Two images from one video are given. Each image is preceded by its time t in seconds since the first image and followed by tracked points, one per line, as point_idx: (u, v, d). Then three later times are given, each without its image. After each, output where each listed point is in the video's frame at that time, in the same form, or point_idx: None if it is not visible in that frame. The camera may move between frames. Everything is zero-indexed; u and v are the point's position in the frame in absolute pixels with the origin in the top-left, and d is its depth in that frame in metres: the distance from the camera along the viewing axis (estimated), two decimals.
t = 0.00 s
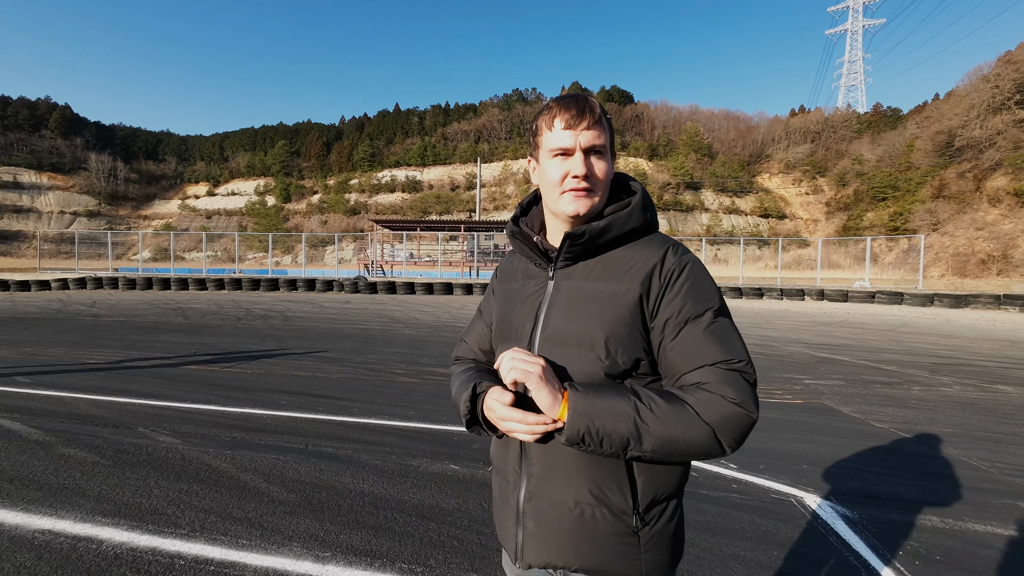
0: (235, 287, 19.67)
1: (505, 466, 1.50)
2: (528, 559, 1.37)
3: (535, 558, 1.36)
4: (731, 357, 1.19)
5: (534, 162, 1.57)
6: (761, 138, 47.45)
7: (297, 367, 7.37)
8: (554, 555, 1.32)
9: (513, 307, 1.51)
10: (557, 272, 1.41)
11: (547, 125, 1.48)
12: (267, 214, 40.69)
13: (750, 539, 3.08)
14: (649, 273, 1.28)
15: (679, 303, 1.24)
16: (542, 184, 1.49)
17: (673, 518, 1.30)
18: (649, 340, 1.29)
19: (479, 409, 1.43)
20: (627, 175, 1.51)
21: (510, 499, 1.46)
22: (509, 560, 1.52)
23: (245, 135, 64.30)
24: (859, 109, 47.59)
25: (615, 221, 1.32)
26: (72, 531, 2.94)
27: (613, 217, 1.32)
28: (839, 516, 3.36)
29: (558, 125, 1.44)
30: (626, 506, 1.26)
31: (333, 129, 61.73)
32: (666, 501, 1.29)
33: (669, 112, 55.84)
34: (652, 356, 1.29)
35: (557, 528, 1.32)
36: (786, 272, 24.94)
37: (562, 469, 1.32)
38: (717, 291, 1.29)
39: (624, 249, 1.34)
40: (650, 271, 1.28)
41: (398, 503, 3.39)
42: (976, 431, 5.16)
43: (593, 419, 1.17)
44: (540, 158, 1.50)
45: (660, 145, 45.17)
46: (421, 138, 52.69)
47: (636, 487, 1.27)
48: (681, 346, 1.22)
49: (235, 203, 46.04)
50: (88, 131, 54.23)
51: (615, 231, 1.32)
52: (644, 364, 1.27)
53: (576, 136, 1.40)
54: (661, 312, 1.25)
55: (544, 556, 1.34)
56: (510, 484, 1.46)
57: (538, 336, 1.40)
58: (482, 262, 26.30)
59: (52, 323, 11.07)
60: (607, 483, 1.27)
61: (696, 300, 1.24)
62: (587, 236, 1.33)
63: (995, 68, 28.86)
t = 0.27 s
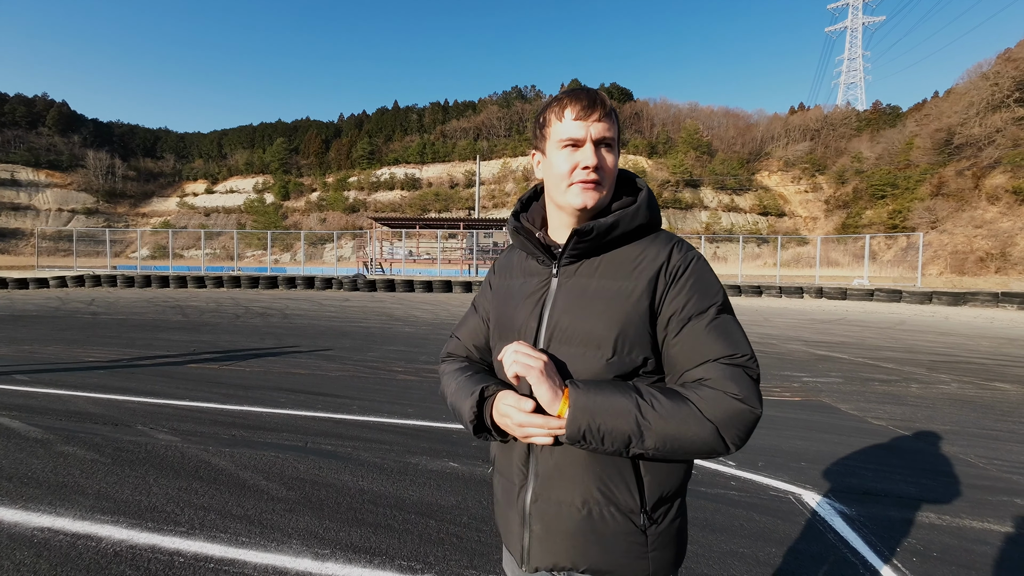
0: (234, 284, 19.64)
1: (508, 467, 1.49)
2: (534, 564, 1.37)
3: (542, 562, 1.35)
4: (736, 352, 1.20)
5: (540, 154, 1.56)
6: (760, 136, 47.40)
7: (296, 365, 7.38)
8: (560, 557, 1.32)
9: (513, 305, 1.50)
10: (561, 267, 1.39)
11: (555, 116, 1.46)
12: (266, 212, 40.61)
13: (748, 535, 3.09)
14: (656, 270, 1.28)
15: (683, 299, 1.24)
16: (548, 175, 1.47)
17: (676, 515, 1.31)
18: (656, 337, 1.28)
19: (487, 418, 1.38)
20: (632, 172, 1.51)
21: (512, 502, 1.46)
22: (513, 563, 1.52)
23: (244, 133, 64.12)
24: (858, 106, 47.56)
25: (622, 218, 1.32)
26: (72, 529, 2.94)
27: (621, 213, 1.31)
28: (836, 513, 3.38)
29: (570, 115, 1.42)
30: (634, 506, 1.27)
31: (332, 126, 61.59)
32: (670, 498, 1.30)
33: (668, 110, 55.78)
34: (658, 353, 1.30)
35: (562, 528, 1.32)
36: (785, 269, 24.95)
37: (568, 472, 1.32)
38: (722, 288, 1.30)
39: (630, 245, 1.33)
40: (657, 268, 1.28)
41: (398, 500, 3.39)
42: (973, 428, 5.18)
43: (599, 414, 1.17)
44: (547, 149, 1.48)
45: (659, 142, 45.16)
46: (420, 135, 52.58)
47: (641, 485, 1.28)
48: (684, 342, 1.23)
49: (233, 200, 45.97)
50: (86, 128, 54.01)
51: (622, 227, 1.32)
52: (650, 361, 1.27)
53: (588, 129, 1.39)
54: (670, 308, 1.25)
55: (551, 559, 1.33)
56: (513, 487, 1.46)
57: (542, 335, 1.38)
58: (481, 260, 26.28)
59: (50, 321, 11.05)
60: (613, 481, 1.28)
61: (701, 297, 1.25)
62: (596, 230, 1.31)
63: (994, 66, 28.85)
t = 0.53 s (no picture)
0: (233, 283, 19.63)
1: (507, 466, 1.49)
2: (533, 562, 1.37)
3: (540, 562, 1.35)
4: (737, 348, 1.20)
5: (541, 152, 1.55)
6: (759, 134, 47.40)
7: (295, 363, 7.38)
8: (561, 555, 1.32)
9: (513, 302, 1.49)
10: (561, 266, 1.40)
11: (557, 113, 1.45)
12: (265, 211, 40.54)
13: (746, 533, 3.10)
14: (657, 268, 1.28)
15: (684, 295, 1.25)
16: (549, 172, 1.47)
17: (677, 514, 1.31)
18: (656, 334, 1.29)
19: (490, 417, 1.38)
20: (634, 171, 1.50)
21: (512, 500, 1.46)
22: (511, 561, 1.52)
23: (242, 131, 64.01)
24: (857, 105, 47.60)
25: (624, 215, 1.32)
26: (70, 527, 2.94)
27: (623, 210, 1.31)
28: (835, 510, 3.38)
29: (571, 113, 1.41)
30: (634, 504, 1.27)
31: (331, 124, 61.50)
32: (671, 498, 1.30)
33: (668, 108, 55.77)
34: (659, 350, 1.29)
35: (562, 527, 1.32)
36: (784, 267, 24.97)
37: (567, 471, 1.32)
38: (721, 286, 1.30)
39: (630, 244, 1.33)
40: (658, 266, 1.28)
41: (397, 498, 3.40)
42: (971, 425, 5.19)
43: (599, 411, 1.17)
44: (548, 147, 1.48)
45: (658, 140, 45.15)
46: (419, 134, 52.58)
47: (641, 482, 1.28)
48: (685, 339, 1.23)
49: (231, 199, 45.91)
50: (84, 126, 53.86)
51: (625, 223, 1.32)
52: (650, 359, 1.27)
53: (591, 128, 1.39)
54: (670, 305, 1.25)
55: (552, 558, 1.33)
56: (513, 486, 1.46)
57: (542, 332, 1.39)
58: (480, 258, 26.25)
59: (49, 319, 11.04)
60: (613, 479, 1.28)
61: (701, 294, 1.25)
62: (598, 228, 1.31)
63: (993, 64, 28.86)
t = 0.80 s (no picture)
0: (232, 282, 19.61)
1: (505, 465, 1.49)
2: (531, 561, 1.37)
3: (538, 560, 1.36)
4: (739, 349, 1.20)
5: (540, 151, 1.55)
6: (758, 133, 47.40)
7: (294, 363, 7.38)
8: (559, 555, 1.33)
9: (513, 300, 1.50)
10: (559, 263, 1.40)
11: (555, 112, 1.45)
12: (264, 210, 40.46)
13: (745, 531, 3.11)
14: (656, 266, 1.28)
15: (683, 292, 1.25)
16: (548, 172, 1.47)
17: (675, 512, 1.32)
18: (655, 332, 1.28)
19: (490, 415, 1.37)
20: (635, 167, 1.50)
21: (509, 499, 1.46)
22: (509, 560, 1.52)
23: (241, 130, 63.90)
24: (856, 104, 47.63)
25: (622, 212, 1.32)
26: (70, 527, 2.94)
27: (621, 207, 1.32)
28: (833, 508, 3.39)
29: (570, 112, 1.41)
30: (631, 503, 1.27)
31: (330, 124, 61.43)
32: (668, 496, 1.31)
33: (667, 107, 55.77)
34: (657, 348, 1.30)
35: (560, 525, 1.32)
36: (783, 266, 25.00)
37: (565, 470, 1.33)
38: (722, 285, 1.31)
39: (629, 241, 1.34)
40: (657, 263, 1.29)
41: (397, 497, 3.40)
42: (968, 423, 5.21)
43: (596, 413, 1.17)
44: (546, 147, 1.48)
45: (657, 139, 45.17)
46: (418, 133, 52.55)
47: (640, 483, 1.28)
48: (684, 336, 1.23)
49: (230, 198, 45.85)
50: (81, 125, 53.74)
51: (623, 222, 1.32)
52: (650, 356, 1.28)
53: (591, 128, 1.39)
54: (669, 303, 1.25)
55: (552, 556, 1.33)
56: (511, 485, 1.46)
57: (541, 330, 1.39)
58: (479, 258, 26.22)
59: (47, 319, 11.03)
60: (610, 478, 1.28)
61: (701, 291, 1.25)
62: (598, 225, 1.32)
63: (992, 62, 28.87)
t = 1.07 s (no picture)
0: (230, 282, 19.59)
1: (504, 464, 1.50)
2: (529, 559, 1.38)
3: (536, 559, 1.37)
4: (737, 347, 1.20)
5: (539, 149, 1.55)
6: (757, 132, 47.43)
7: (293, 363, 7.38)
8: (556, 554, 1.33)
9: (511, 298, 1.50)
10: (557, 261, 1.41)
11: (555, 110, 1.45)
12: (262, 210, 40.40)
13: (743, 529, 3.12)
14: (654, 263, 1.28)
15: (681, 291, 1.25)
16: (547, 171, 1.47)
17: (673, 512, 1.32)
18: (653, 330, 1.29)
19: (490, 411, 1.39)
20: (634, 165, 1.50)
21: (508, 497, 1.47)
22: (508, 559, 1.53)
23: (239, 130, 63.83)
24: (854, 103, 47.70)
25: (620, 209, 1.32)
26: (69, 528, 2.93)
27: (618, 206, 1.32)
28: (831, 507, 3.40)
29: (569, 111, 1.41)
30: (629, 503, 1.27)
31: (328, 123, 61.39)
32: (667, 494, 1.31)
33: (665, 106, 55.79)
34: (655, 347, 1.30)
35: (560, 524, 1.32)
36: (782, 265, 25.04)
37: (563, 469, 1.33)
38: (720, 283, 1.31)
39: (627, 239, 1.34)
40: (655, 261, 1.28)
41: (396, 497, 3.40)
42: (966, 422, 5.22)
43: (590, 417, 1.17)
44: (546, 146, 1.48)
45: (656, 139, 45.21)
46: (417, 132, 52.57)
47: (638, 482, 1.29)
48: (681, 335, 1.23)
49: (228, 198, 45.84)
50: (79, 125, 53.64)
51: (621, 219, 1.32)
52: (647, 354, 1.28)
53: (591, 129, 1.39)
54: (666, 302, 1.26)
55: (550, 554, 1.34)
56: (509, 484, 1.46)
57: (539, 328, 1.40)
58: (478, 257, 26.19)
59: (45, 320, 11.01)
60: (608, 477, 1.28)
61: (699, 289, 1.25)
62: (596, 224, 1.32)
63: (990, 61, 28.91)
